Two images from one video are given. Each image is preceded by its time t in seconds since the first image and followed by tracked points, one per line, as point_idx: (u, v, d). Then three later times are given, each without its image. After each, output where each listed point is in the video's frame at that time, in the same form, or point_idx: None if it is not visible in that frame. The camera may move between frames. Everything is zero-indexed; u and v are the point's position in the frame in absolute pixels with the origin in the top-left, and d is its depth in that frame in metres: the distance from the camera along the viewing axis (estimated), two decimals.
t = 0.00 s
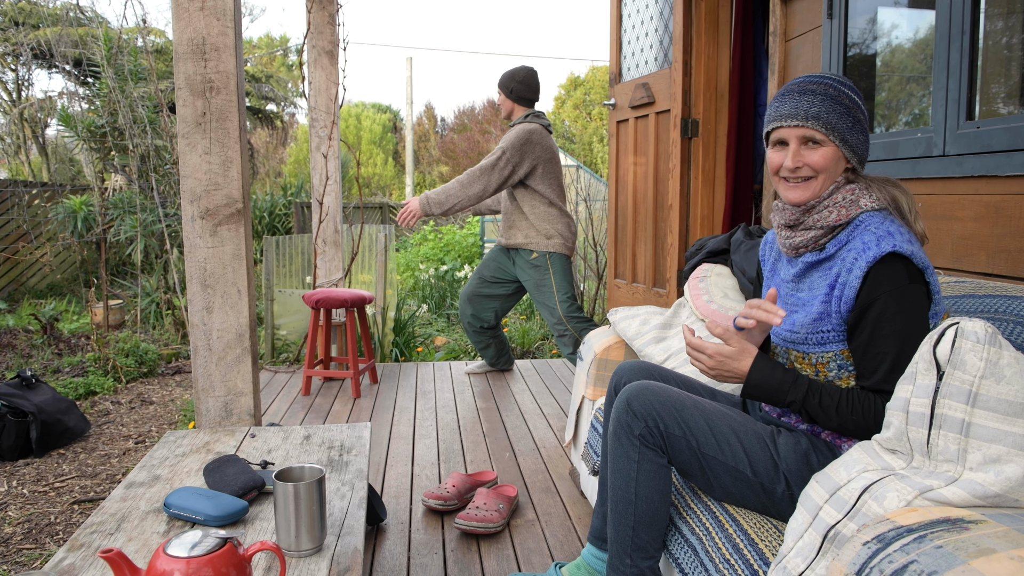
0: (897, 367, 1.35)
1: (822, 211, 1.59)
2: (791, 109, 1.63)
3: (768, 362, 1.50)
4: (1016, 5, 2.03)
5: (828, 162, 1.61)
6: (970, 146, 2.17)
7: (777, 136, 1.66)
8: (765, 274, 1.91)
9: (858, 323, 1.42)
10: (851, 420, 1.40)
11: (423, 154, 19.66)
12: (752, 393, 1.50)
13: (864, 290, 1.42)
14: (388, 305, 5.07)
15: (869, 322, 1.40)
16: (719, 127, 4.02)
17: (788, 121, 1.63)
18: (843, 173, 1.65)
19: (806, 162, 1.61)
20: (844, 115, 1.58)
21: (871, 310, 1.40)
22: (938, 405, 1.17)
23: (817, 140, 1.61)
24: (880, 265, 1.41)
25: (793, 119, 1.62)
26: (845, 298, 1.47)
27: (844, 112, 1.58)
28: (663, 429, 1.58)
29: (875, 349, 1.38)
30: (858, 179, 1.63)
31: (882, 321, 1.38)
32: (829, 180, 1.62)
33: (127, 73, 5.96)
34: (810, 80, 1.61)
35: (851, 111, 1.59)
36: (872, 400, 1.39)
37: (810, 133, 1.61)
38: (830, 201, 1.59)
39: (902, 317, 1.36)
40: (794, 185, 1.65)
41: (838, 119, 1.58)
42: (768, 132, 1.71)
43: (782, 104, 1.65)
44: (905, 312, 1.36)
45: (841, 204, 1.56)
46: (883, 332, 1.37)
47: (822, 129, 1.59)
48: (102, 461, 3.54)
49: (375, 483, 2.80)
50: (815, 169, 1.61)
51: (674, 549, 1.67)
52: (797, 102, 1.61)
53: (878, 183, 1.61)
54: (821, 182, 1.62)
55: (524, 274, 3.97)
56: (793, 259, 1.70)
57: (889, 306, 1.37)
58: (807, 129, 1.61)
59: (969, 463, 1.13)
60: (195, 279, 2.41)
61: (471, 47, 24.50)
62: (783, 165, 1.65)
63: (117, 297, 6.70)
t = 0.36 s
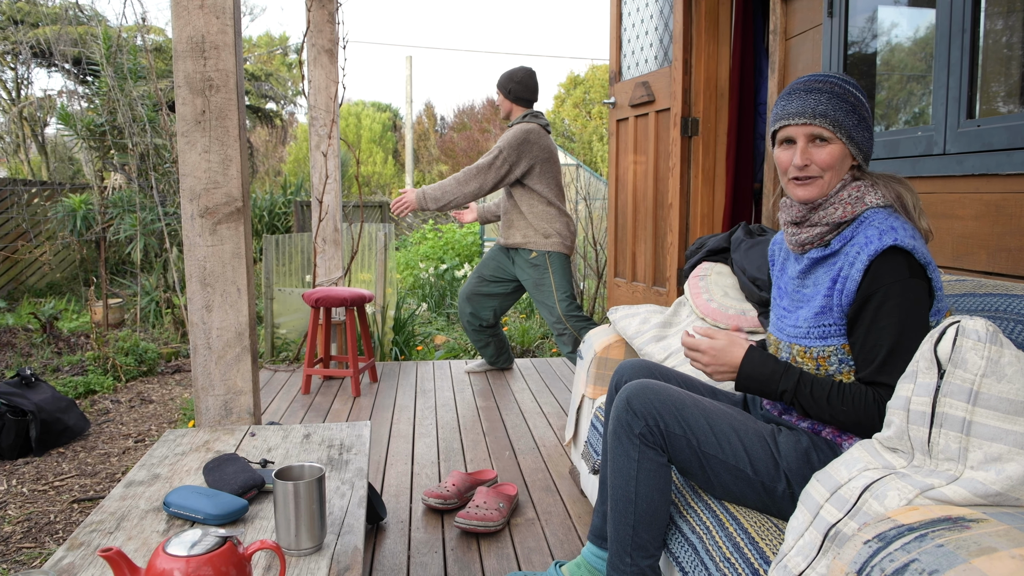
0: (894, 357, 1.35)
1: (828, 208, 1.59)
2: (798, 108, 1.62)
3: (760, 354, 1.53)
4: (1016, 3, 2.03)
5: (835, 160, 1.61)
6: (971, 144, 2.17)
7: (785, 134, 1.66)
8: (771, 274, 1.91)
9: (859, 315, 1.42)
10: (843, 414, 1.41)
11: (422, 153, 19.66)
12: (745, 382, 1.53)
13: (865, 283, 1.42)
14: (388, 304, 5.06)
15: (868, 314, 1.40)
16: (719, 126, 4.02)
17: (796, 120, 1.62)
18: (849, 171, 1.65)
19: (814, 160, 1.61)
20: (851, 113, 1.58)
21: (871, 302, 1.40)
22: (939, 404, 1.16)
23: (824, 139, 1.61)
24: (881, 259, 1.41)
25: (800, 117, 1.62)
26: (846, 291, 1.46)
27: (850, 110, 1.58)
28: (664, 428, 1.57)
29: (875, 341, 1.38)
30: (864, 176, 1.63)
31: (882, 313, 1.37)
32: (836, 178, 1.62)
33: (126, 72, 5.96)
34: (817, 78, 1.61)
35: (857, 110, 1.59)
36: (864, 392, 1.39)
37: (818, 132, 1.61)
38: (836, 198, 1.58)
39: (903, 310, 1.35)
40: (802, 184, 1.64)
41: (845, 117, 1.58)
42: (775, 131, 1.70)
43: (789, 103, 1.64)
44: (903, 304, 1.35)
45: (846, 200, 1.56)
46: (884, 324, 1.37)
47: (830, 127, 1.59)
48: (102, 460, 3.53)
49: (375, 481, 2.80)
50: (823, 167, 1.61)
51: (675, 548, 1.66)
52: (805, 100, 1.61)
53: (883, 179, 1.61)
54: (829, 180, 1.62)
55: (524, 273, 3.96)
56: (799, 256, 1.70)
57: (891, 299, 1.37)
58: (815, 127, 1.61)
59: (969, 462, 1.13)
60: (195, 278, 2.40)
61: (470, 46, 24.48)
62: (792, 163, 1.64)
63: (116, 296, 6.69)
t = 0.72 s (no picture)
0: (890, 347, 1.35)
1: (834, 205, 1.59)
2: (805, 106, 1.62)
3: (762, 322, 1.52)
4: (1017, 2, 2.03)
5: (842, 158, 1.61)
6: (971, 143, 2.17)
7: (791, 133, 1.65)
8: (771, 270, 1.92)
9: (859, 308, 1.43)
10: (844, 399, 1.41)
11: (422, 152, 19.65)
12: (749, 342, 1.51)
13: (868, 277, 1.43)
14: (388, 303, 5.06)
15: (867, 306, 1.41)
16: (719, 125, 4.02)
17: (801, 118, 1.62)
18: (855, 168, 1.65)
19: (821, 157, 1.61)
20: (857, 111, 1.58)
21: (872, 295, 1.40)
22: (941, 403, 1.16)
23: (831, 136, 1.61)
24: (886, 254, 1.41)
25: (806, 115, 1.61)
26: (849, 286, 1.47)
27: (856, 108, 1.58)
28: (665, 428, 1.57)
29: (871, 333, 1.38)
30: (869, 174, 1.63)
31: (883, 306, 1.38)
32: (843, 175, 1.62)
33: (126, 71, 5.95)
34: (823, 76, 1.60)
35: (863, 108, 1.59)
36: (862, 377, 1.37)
37: (825, 130, 1.60)
38: (842, 196, 1.59)
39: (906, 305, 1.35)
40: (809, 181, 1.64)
41: (851, 115, 1.58)
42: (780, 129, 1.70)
43: (795, 101, 1.64)
44: (900, 298, 1.36)
45: (852, 198, 1.56)
46: (885, 318, 1.37)
47: (836, 126, 1.59)
48: (102, 459, 3.53)
49: (375, 480, 2.80)
50: (830, 165, 1.61)
51: (676, 548, 1.66)
52: (811, 98, 1.61)
53: (888, 177, 1.60)
54: (836, 178, 1.62)
55: (524, 273, 3.96)
56: (802, 253, 1.70)
57: (895, 293, 1.37)
58: (822, 125, 1.60)
59: (971, 461, 1.13)
60: (195, 277, 2.40)
61: (470, 44, 24.45)
62: (798, 160, 1.64)
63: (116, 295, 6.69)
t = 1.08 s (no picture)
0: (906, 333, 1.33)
1: (823, 196, 1.59)
2: (790, 100, 1.63)
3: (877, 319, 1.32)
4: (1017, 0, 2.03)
5: (828, 150, 1.62)
6: (971, 141, 2.17)
7: (777, 127, 1.66)
8: (745, 268, 1.91)
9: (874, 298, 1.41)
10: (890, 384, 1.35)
11: (421, 150, 19.67)
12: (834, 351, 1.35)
13: (879, 266, 1.42)
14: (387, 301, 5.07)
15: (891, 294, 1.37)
16: (719, 122, 4.01)
17: (788, 112, 1.63)
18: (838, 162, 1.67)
19: (810, 150, 1.62)
20: (839, 105, 1.62)
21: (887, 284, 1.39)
22: (941, 400, 1.17)
23: (817, 129, 1.62)
24: (892, 240, 1.41)
25: (793, 109, 1.63)
26: (856, 275, 1.46)
27: (838, 100, 1.61)
28: (666, 426, 1.57)
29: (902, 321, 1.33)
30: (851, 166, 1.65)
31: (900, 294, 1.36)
32: (828, 167, 1.64)
33: (125, 69, 5.96)
34: (806, 71, 1.63)
35: (844, 102, 1.63)
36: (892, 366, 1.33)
37: (811, 122, 1.62)
38: (830, 187, 1.59)
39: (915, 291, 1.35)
40: (797, 174, 1.65)
41: (834, 107, 1.61)
42: (765, 126, 1.71)
43: (779, 96, 1.65)
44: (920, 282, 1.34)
45: (840, 189, 1.57)
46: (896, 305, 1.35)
47: (822, 118, 1.61)
48: (102, 457, 3.54)
49: (375, 478, 2.81)
50: (818, 156, 1.62)
51: (676, 546, 1.66)
52: (797, 92, 1.62)
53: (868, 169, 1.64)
54: (823, 169, 1.63)
55: (524, 271, 3.96)
56: (787, 249, 1.70)
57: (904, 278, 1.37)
58: (808, 117, 1.62)
59: (970, 459, 1.13)
60: (194, 275, 2.40)
61: (469, 42, 24.45)
62: (785, 154, 1.64)
63: (116, 293, 6.68)
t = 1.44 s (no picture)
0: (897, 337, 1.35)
1: (797, 204, 1.59)
2: (757, 115, 1.61)
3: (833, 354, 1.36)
4: None
5: (800, 158, 1.61)
6: (971, 139, 2.17)
7: (746, 142, 1.64)
8: (727, 272, 1.91)
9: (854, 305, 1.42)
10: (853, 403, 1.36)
11: (421, 148, 19.67)
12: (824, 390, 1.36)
13: (854, 272, 1.42)
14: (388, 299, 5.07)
15: (870, 304, 1.38)
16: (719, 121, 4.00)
17: (756, 127, 1.61)
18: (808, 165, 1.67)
19: (784, 161, 1.60)
20: (804, 110, 1.61)
21: (867, 290, 1.39)
22: (941, 399, 1.17)
23: (786, 138, 1.61)
24: (866, 245, 1.41)
25: (761, 123, 1.61)
26: (833, 282, 1.47)
27: (802, 106, 1.61)
28: (666, 424, 1.57)
29: (882, 329, 1.37)
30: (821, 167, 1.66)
31: (880, 300, 1.37)
32: (803, 174, 1.62)
33: (125, 68, 5.95)
34: (766, 82, 1.61)
35: (807, 105, 1.62)
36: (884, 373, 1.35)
37: (780, 133, 1.61)
38: (804, 194, 1.59)
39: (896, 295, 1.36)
40: (774, 188, 1.63)
41: (800, 114, 1.60)
42: (731, 142, 1.68)
43: (744, 112, 1.63)
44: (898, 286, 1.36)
45: (814, 195, 1.57)
46: (883, 310, 1.37)
47: (791, 127, 1.60)
48: (102, 456, 3.54)
49: (376, 477, 2.81)
50: (792, 166, 1.61)
51: (678, 544, 1.66)
52: (762, 106, 1.60)
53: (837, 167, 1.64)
54: (798, 178, 1.62)
55: (524, 269, 3.96)
56: (765, 254, 1.70)
57: (883, 284, 1.37)
58: (777, 129, 1.60)
59: (971, 457, 1.13)
60: (195, 274, 2.40)
61: (468, 40, 24.43)
62: (760, 169, 1.62)
63: (116, 292, 6.69)
